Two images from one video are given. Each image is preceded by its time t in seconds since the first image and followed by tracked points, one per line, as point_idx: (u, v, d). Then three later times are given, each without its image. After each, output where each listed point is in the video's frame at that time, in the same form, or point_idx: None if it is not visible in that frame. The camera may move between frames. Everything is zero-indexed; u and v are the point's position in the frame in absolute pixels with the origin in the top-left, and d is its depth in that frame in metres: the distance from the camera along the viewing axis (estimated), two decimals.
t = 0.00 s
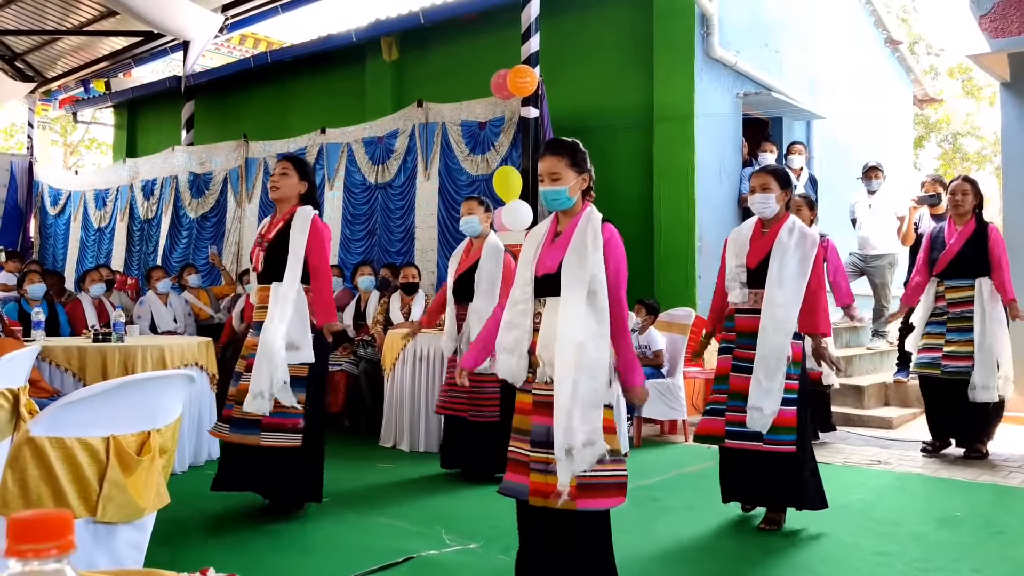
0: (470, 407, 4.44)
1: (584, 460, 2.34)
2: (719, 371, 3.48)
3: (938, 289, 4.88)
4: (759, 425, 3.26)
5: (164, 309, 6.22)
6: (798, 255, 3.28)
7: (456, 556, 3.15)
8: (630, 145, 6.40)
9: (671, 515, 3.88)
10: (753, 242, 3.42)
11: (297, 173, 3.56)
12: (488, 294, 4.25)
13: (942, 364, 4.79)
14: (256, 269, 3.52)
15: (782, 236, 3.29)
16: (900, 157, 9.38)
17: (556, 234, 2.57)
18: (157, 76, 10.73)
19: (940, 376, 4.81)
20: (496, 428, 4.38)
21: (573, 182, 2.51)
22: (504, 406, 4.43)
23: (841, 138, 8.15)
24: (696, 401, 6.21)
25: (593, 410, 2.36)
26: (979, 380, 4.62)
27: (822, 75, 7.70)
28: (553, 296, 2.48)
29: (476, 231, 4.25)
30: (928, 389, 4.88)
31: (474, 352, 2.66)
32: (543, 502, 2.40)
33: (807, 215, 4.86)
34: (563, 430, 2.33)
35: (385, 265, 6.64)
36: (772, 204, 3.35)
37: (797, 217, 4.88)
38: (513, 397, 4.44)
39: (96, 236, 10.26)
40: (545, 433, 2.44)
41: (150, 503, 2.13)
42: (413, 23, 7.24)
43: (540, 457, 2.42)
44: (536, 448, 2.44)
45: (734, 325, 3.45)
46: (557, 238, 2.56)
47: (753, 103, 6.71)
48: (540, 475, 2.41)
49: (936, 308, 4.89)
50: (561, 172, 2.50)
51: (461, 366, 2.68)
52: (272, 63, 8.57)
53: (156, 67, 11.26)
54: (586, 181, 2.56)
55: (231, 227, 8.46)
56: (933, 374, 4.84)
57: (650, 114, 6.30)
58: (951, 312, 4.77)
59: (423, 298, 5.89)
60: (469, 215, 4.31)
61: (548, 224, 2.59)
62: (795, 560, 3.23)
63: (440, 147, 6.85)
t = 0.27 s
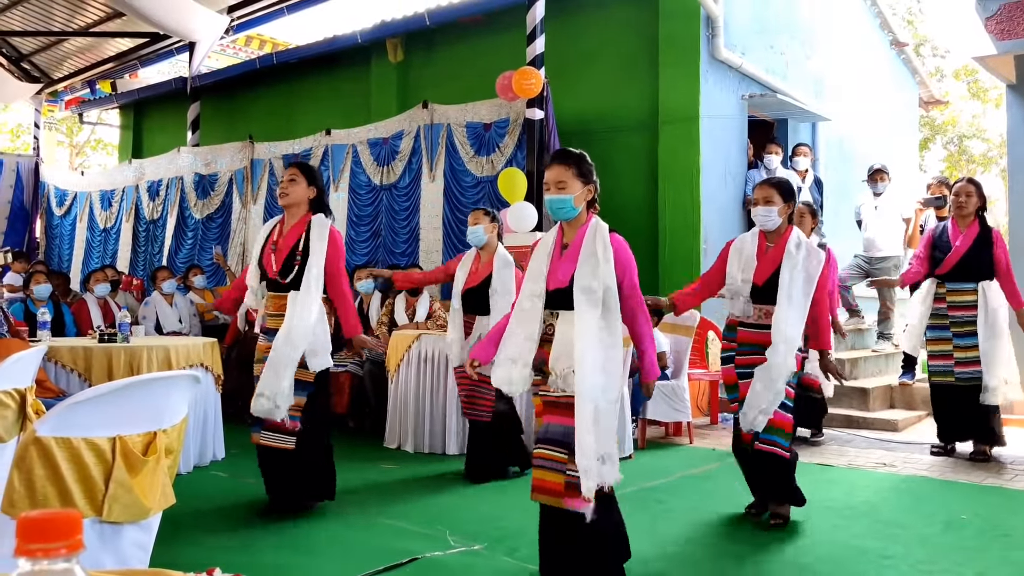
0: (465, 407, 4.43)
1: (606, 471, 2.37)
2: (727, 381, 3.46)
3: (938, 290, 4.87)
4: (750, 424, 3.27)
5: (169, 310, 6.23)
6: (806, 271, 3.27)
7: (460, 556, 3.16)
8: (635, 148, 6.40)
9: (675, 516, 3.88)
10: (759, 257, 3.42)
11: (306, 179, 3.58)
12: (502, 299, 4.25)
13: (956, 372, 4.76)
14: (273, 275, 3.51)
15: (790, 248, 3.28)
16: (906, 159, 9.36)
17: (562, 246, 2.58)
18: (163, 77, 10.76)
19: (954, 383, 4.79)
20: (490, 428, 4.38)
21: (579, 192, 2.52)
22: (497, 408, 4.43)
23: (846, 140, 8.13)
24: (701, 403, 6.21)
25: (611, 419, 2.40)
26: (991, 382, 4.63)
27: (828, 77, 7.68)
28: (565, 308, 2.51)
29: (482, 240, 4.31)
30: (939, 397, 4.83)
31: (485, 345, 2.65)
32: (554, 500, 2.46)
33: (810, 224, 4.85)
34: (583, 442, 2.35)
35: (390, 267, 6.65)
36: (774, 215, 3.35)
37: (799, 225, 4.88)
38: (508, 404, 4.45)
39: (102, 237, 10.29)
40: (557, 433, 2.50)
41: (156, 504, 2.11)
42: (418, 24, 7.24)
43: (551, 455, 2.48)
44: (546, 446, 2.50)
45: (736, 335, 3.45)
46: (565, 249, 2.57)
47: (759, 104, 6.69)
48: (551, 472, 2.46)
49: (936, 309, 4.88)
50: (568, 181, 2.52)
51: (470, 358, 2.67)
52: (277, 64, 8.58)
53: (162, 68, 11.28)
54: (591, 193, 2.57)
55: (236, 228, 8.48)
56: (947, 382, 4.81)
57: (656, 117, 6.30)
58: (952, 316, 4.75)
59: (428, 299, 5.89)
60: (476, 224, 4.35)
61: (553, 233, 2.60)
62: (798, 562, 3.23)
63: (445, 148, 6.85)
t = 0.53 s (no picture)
0: (479, 410, 4.46)
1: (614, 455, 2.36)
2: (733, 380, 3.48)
3: (943, 290, 4.85)
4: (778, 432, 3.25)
5: (173, 310, 6.24)
6: (804, 262, 3.28)
7: (463, 557, 3.16)
8: (639, 148, 6.40)
9: (678, 518, 3.87)
10: (758, 251, 3.42)
11: (307, 177, 3.58)
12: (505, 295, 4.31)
13: (954, 374, 4.77)
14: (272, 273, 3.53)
15: (787, 241, 3.29)
16: (910, 160, 9.35)
17: (562, 238, 2.57)
18: (167, 77, 10.77)
19: (952, 386, 4.80)
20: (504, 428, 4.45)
21: (580, 183, 2.51)
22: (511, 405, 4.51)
23: (850, 142, 8.12)
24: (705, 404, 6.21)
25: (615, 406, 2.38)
26: (992, 384, 4.62)
27: (831, 78, 7.67)
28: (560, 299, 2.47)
29: (480, 236, 4.22)
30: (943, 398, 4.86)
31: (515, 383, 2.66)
32: (554, 502, 2.42)
33: (813, 225, 4.84)
34: (589, 438, 2.30)
35: (393, 267, 6.65)
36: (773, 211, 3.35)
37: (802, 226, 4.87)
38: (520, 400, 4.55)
39: (106, 237, 10.30)
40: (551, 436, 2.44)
41: (160, 503, 2.11)
42: (422, 25, 7.25)
43: (545, 459, 2.43)
44: (542, 450, 2.44)
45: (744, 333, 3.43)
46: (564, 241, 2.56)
47: (762, 106, 6.68)
48: (547, 476, 2.42)
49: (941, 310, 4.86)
50: (571, 172, 2.52)
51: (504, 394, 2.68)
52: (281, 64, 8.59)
53: (166, 68, 11.30)
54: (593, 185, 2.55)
55: (240, 228, 8.49)
56: (946, 384, 4.82)
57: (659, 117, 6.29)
58: (955, 317, 4.74)
59: (431, 299, 5.90)
60: (478, 219, 4.28)
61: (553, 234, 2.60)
62: (802, 564, 3.22)
63: (449, 149, 6.85)
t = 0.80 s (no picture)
0: (476, 408, 4.44)
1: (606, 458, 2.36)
2: (733, 374, 3.44)
3: (948, 289, 4.84)
4: (768, 428, 3.24)
5: (174, 310, 6.24)
6: (798, 257, 3.26)
7: (464, 558, 3.15)
8: (641, 148, 6.39)
9: (679, 519, 3.87)
10: (752, 250, 3.41)
11: (304, 180, 3.57)
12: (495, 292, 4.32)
13: (957, 374, 4.77)
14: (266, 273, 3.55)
15: (779, 237, 3.28)
16: (912, 161, 9.34)
17: (562, 237, 2.57)
18: (169, 76, 10.77)
19: (955, 386, 4.79)
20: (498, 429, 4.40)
21: (579, 181, 2.51)
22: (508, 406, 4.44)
23: (853, 142, 8.12)
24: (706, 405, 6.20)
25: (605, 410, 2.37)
26: (995, 383, 4.60)
27: (834, 78, 7.67)
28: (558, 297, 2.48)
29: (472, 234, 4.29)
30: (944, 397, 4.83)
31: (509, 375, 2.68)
32: (534, 501, 2.38)
33: (817, 223, 4.86)
34: (578, 439, 2.31)
35: (395, 267, 6.65)
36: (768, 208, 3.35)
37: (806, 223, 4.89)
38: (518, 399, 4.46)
39: (108, 236, 10.30)
40: (540, 431, 2.43)
41: (162, 503, 2.11)
42: (424, 25, 7.25)
43: (532, 454, 2.41)
44: (530, 444, 2.42)
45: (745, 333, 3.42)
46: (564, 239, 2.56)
47: (764, 106, 6.68)
48: (530, 472, 2.40)
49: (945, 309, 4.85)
50: (569, 170, 2.52)
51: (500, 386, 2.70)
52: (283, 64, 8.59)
53: (168, 67, 11.30)
54: (592, 181, 2.54)
55: (242, 227, 8.49)
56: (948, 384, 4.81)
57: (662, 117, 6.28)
58: (960, 316, 4.73)
59: (433, 300, 5.90)
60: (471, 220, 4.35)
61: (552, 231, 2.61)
62: (803, 566, 3.22)
63: (451, 150, 6.85)
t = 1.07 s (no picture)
0: (473, 410, 4.47)
1: (595, 464, 2.35)
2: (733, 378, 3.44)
3: (952, 293, 4.84)
4: (774, 431, 3.28)
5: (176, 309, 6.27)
6: (810, 258, 3.27)
7: (464, 558, 3.16)
8: (643, 149, 6.39)
9: (679, 520, 3.87)
10: (760, 249, 3.38)
11: (308, 180, 3.58)
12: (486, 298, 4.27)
13: (960, 375, 4.76)
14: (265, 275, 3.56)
15: (791, 239, 3.28)
16: (914, 163, 9.34)
17: (563, 237, 2.56)
18: (170, 75, 10.77)
19: (958, 387, 4.79)
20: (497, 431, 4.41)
21: (578, 181, 2.50)
22: (506, 408, 4.45)
23: (854, 143, 8.12)
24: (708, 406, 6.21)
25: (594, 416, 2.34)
26: (996, 390, 4.63)
27: (835, 79, 7.67)
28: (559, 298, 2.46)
29: (472, 238, 4.34)
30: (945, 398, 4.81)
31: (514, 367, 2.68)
32: (536, 500, 2.39)
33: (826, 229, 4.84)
34: (567, 443, 2.27)
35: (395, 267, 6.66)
36: (782, 205, 3.33)
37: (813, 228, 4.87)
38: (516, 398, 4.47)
39: (109, 236, 10.30)
40: (542, 430, 2.43)
41: (162, 502, 2.11)
42: (425, 25, 7.26)
43: (533, 453, 2.41)
44: (531, 443, 2.43)
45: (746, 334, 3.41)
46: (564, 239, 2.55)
47: (766, 107, 6.68)
48: (532, 470, 2.40)
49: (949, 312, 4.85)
50: (568, 169, 2.51)
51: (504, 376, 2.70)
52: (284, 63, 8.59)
53: (169, 67, 11.31)
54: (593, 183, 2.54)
55: (242, 227, 8.50)
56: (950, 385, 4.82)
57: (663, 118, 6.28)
58: (966, 319, 4.74)
59: (434, 300, 5.92)
60: (468, 223, 4.39)
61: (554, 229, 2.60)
62: (803, 566, 3.22)
63: (452, 150, 6.86)
